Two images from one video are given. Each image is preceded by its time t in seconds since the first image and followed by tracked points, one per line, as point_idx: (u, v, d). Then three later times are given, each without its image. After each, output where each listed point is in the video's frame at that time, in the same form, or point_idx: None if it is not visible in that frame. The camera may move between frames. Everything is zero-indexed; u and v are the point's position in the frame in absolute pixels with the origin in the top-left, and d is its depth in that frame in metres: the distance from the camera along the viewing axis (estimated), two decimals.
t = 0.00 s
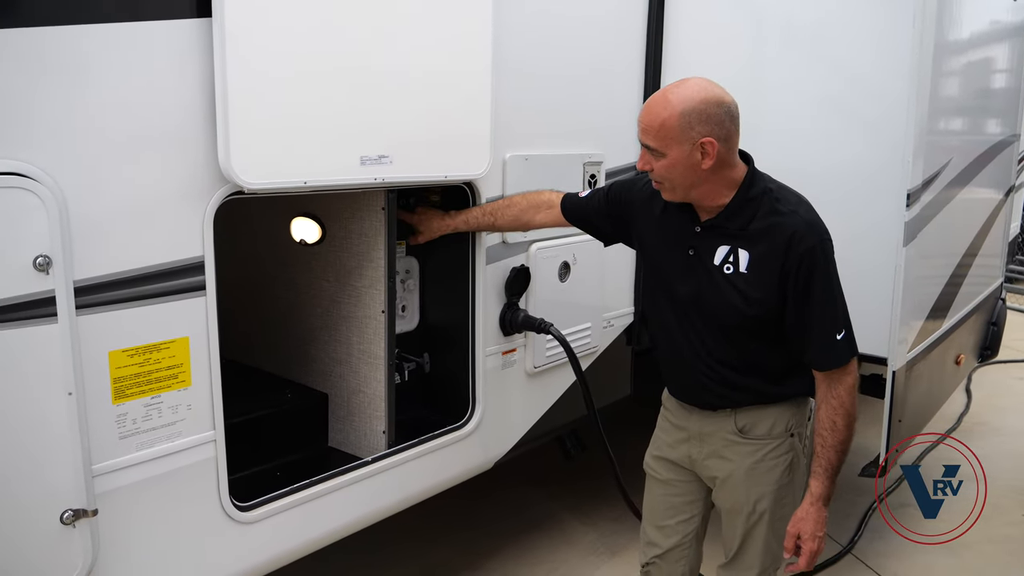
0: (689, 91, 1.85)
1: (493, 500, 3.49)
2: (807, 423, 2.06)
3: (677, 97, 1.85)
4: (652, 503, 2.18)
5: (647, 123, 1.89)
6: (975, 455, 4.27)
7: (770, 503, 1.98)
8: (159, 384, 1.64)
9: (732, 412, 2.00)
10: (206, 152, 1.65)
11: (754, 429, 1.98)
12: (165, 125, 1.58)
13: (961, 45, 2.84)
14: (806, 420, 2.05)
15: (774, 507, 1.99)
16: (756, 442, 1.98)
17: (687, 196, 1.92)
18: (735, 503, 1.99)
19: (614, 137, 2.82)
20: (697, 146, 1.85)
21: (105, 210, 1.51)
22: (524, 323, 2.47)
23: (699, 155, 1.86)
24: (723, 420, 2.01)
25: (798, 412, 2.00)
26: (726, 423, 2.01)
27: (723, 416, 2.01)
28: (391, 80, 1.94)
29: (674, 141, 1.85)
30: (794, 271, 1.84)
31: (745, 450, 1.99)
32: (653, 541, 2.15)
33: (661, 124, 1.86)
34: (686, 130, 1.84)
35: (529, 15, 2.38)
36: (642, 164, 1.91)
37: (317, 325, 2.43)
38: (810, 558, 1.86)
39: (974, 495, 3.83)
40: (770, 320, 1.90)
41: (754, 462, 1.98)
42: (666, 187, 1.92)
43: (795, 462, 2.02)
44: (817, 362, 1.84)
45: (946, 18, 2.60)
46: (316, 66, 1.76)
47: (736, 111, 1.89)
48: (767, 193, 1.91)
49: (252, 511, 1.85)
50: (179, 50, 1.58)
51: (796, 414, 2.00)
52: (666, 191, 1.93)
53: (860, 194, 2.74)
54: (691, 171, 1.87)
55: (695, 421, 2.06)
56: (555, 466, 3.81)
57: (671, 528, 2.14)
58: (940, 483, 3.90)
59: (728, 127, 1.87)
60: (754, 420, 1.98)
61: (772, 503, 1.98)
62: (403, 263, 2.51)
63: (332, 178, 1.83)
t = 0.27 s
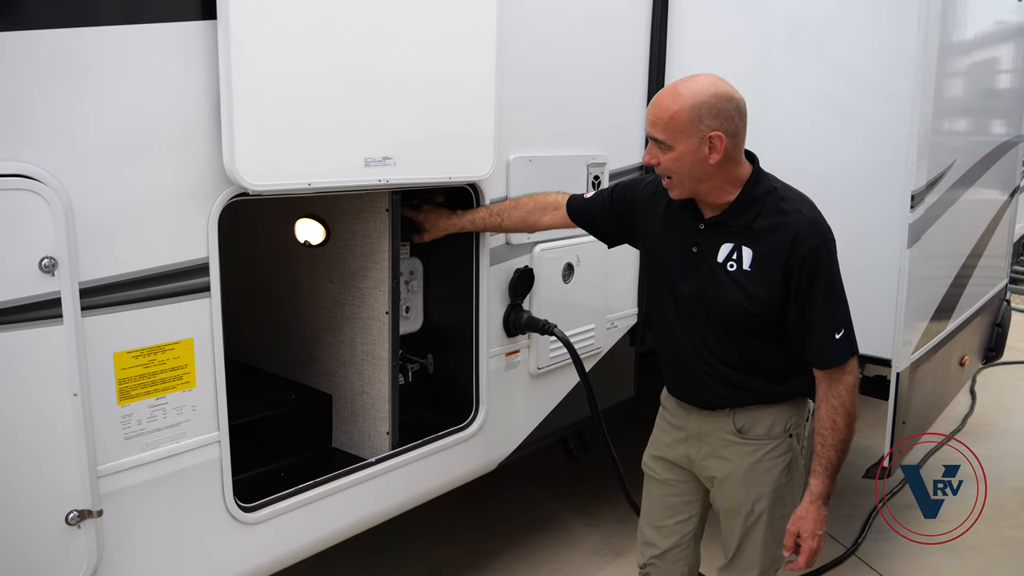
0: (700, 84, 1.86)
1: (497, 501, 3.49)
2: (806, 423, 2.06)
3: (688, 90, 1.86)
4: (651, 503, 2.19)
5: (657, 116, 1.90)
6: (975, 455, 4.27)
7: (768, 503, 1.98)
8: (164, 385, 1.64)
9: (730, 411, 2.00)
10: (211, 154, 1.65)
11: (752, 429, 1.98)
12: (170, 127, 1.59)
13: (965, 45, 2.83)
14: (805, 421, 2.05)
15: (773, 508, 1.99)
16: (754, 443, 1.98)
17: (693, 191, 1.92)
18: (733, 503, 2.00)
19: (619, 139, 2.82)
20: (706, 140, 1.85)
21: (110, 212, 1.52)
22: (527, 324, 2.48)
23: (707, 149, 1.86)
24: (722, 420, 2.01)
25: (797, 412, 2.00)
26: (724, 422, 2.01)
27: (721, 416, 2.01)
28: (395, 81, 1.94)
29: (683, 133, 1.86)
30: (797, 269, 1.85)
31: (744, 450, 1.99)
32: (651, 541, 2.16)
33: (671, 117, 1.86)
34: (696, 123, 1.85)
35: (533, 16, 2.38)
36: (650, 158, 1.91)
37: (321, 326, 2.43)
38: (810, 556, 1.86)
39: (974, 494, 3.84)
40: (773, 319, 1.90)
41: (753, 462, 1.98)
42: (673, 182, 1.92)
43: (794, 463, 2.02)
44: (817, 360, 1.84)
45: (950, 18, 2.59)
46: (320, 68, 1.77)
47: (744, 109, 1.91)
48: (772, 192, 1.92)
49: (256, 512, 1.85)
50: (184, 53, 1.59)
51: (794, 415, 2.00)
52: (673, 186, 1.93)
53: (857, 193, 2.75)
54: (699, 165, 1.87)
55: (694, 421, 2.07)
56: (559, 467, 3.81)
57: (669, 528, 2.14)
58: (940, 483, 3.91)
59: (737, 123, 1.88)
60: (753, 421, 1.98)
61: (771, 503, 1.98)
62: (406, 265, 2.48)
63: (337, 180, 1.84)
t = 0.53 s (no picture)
0: (707, 78, 1.87)
1: (501, 503, 3.49)
2: (809, 426, 2.05)
3: (695, 84, 1.87)
4: (654, 506, 2.19)
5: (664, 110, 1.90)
6: (976, 458, 4.26)
7: (770, 506, 1.97)
8: (167, 386, 1.64)
9: (733, 413, 1.99)
10: (214, 155, 1.66)
11: (754, 432, 1.98)
12: (172, 128, 1.58)
13: (972, 46, 2.82)
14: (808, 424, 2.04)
15: (774, 511, 1.98)
16: (756, 445, 1.97)
17: (699, 186, 1.92)
18: (736, 506, 1.99)
19: (623, 140, 2.81)
20: (713, 134, 1.85)
21: (112, 213, 1.52)
22: (531, 325, 2.47)
23: (714, 143, 1.86)
24: (724, 422, 2.01)
25: (799, 414, 2.00)
26: (726, 424, 2.00)
27: (723, 418, 2.01)
28: (397, 82, 1.93)
29: (690, 127, 1.86)
30: (802, 268, 1.84)
31: (746, 452, 1.98)
32: (655, 543, 2.16)
33: (678, 110, 1.87)
34: (703, 117, 1.85)
35: (538, 17, 2.38)
36: (656, 152, 1.92)
37: (324, 326, 2.43)
38: (810, 557, 1.87)
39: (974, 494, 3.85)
40: (778, 317, 1.89)
41: (755, 464, 1.97)
42: (679, 177, 1.92)
43: (797, 465, 2.01)
44: (821, 360, 1.83)
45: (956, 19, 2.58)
46: (323, 69, 1.77)
47: (752, 104, 1.90)
48: (777, 191, 1.91)
49: (259, 513, 1.85)
50: (186, 53, 1.59)
51: (796, 417, 1.99)
52: (678, 181, 1.93)
53: (859, 194, 2.74)
54: (705, 159, 1.87)
55: (695, 423, 2.06)
56: (563, 469, 3.80)
57: (672, 531, 2.14)
58: (940, 483, 3.92)
59: (744, 118, 1.88)
60: (755, 423, 1.97)
61: (772, 506, 1.97)
62: (410, 266, 2.48)
63: (340, 181, 1.84)
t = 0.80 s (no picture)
0: (709, 76, 1.87)
1: (504, 503, 3.48)
2: (813, 428, 2.04)
3: (698, 81, 1.87)
4: (656, 507, 2.19)
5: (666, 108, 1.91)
6: (978, 461, 4.23)
7: (774, 507, 1.97)
8: (169, 386, 1.65)
9: (737, 415, 2.00)
10: (215, 156, 1.66)
11: (758, 433, 1.98)
12: (173, 129, 1.59)
13: (976, 47, 2.81)
14: (812, 425, 2.04)
15: (778, 513, 1.98)
16: (761, 447, 1.97)
17: (702, 184, 1.91)
18: (739, 507, 1.99)
19: (626, 141, 2.80)
20: (716, 131, 1.85)
21: (114, 214, 1.52)
22: (533, 326, 2.48)
23: (717, 140, 1.86)
24: (728, 424, 2.01)
25: (803, 416, 2.00)
26: (731, 426, 2.00)
27: (727, 419, 2.01)
28: (399, 83, 1.93)
29: (693, 124, 1.86)
30: (807, 267, 1.83)
31: (750, 454, 1.98)
32: (657, 545, 2.17)
33: (680, 108, 1.87)
34: (706, 113, 1.85)
35: (540, 18, 2.38)
36: (659, 151, 1.92)
37: (327, 327, 2.43)
38: (817, 558, 1.86)
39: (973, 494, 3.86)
40: (782, 316, 1.89)
41: (760, 466, 1.97)
42: (682, 176, 1.91)
43: (801, 468, 2.01)
44: (827, 359, 1.84)
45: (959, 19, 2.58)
46: (325, 70, 1.77)
47: (755, 102, 1.90)
48: (782, 190, 1.91)
49: (262, 514, 1.85)
50: (188, 55, 1.59)
51: (799, 418, 1.99)
52: (682, 180, 1.92)
53: (861, 194, 2.74)
54: (708, 156, 1.86)
55: (699, 424, 2.06)
56: (565, 469, 3.80)
57: (675, 533, 2.15)
58: (940, 483, 3.93)
59: (747, 115, 1.88)
60: (759, 425, 1.98)
61: (776, 508, 1.97)
62: (413, 267, 2.50)
63: (342, 182, 1.84)
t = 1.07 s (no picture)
0: (717, 68, 1.89)
1: (505, 504, 3.49)
2: (803, 431, 2.05)
3: (705, 73, 1.89)
4: (647, 506, 2.21)
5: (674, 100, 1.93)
6: (978, 462, 4.22)
7: (760, 508, 1.98)
8: (170, 387, 1.65)
9: (726, 414, 2.00)
10: (216, 157, 1.66)
11: (746, 434, 1.98)
12: (174, 130, 1.59)
13: (978, 47, 2.80)
14: (801, 428, 2.04)
15: (763, 514, 1.98)
16: (748, 447, 1.97)
17: (708, 175, 1.92)
18: (725, 507, 2.00)
19: (627, 141, 2.80)
20: (722, 121, 1.87)
21: (115, 215, 1.52)
22: (535, 327, 2.48)
23: (723, 131, 1.88)
24: (717, 423, 2.01)
25: (793, 418, 2.00)
26: (718, 425, 2.01)
27: (715, 419, 2.01)
28: (399, 84, 1.94)
29: (699, 115, 1.87)
30: (807, 261, 1.84)
31: (737, 454, 1.98)
32: (648, 543, 2.19)
33: (688, 99, 1.89)
34: (712, 104, 1.86)
35: (541, 19, 2.38)
36: (666, 143, 1.94)
37: (328, 328, 2.43)
38: (823, 561, 1.89)
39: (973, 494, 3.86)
40: (781, 312, 1.89)
41: (746, 466, 1.97)
42: (688, 167, 1.93)
43: (789, 470, 2.01)
44: (823, 358, 1.84)
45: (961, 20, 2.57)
46: (326, 72, 1.77)
47: (761, 95, 1.92)
48: (785, 186, 1.92)
49: (263, 514, 1.86)
50: (188, 56, 1.59)
51: (789, 421, 1.99)
52: (687, 171, 1.94)
53: (863, 195, 2.73)
54: (714, 147, 1.88)
55: (688, 423, 2.07)
56: (567, 470, 3.80)
57: (664, 532, 2.17)
58: (940, 483, 3.94)
59: (753, 108, 1.89)
60: (748, 425, 1.97)
61: (761, 509, 1.97)
62: (415, 268, 2.51)
63: (343, 183, 1.84)
